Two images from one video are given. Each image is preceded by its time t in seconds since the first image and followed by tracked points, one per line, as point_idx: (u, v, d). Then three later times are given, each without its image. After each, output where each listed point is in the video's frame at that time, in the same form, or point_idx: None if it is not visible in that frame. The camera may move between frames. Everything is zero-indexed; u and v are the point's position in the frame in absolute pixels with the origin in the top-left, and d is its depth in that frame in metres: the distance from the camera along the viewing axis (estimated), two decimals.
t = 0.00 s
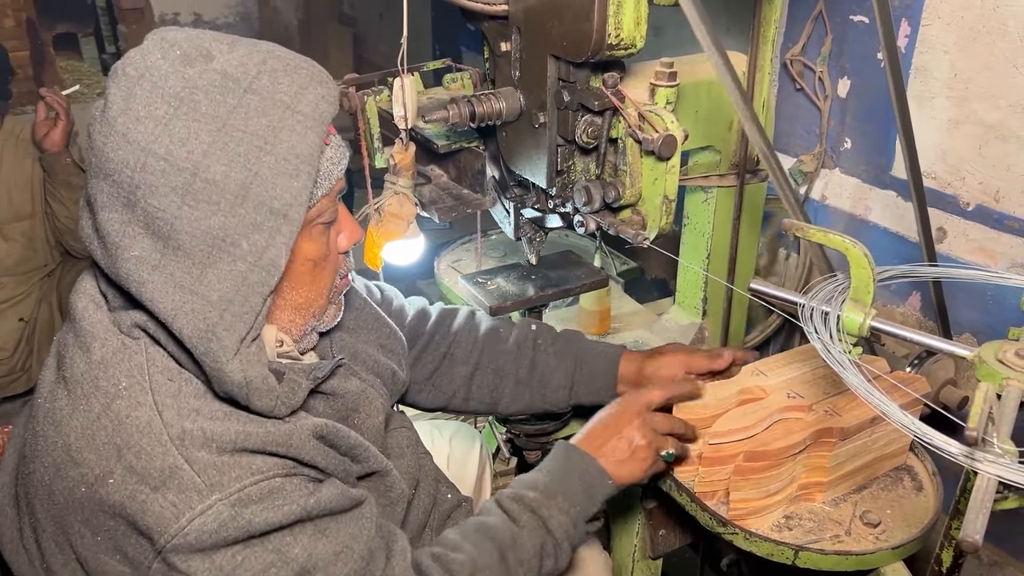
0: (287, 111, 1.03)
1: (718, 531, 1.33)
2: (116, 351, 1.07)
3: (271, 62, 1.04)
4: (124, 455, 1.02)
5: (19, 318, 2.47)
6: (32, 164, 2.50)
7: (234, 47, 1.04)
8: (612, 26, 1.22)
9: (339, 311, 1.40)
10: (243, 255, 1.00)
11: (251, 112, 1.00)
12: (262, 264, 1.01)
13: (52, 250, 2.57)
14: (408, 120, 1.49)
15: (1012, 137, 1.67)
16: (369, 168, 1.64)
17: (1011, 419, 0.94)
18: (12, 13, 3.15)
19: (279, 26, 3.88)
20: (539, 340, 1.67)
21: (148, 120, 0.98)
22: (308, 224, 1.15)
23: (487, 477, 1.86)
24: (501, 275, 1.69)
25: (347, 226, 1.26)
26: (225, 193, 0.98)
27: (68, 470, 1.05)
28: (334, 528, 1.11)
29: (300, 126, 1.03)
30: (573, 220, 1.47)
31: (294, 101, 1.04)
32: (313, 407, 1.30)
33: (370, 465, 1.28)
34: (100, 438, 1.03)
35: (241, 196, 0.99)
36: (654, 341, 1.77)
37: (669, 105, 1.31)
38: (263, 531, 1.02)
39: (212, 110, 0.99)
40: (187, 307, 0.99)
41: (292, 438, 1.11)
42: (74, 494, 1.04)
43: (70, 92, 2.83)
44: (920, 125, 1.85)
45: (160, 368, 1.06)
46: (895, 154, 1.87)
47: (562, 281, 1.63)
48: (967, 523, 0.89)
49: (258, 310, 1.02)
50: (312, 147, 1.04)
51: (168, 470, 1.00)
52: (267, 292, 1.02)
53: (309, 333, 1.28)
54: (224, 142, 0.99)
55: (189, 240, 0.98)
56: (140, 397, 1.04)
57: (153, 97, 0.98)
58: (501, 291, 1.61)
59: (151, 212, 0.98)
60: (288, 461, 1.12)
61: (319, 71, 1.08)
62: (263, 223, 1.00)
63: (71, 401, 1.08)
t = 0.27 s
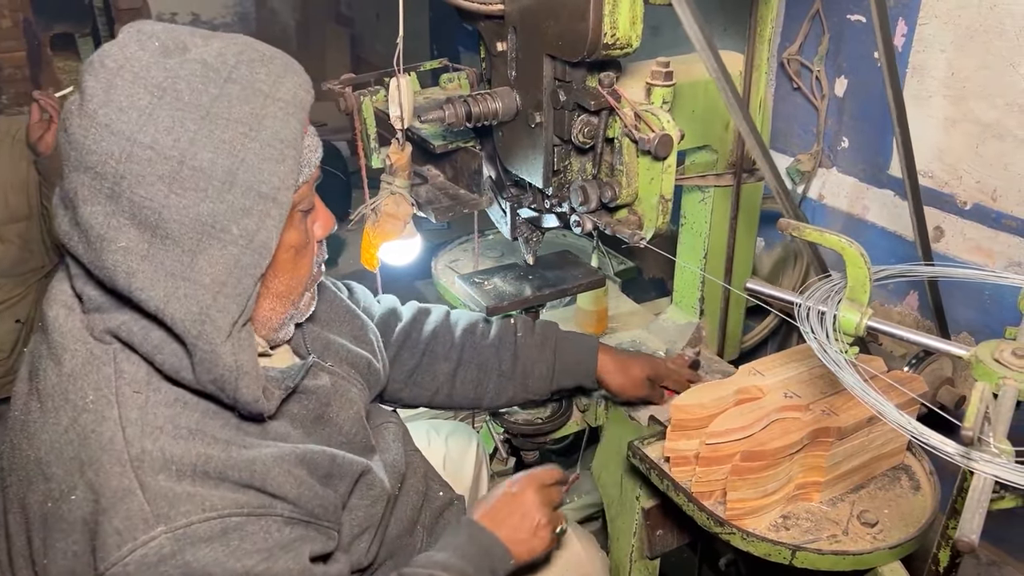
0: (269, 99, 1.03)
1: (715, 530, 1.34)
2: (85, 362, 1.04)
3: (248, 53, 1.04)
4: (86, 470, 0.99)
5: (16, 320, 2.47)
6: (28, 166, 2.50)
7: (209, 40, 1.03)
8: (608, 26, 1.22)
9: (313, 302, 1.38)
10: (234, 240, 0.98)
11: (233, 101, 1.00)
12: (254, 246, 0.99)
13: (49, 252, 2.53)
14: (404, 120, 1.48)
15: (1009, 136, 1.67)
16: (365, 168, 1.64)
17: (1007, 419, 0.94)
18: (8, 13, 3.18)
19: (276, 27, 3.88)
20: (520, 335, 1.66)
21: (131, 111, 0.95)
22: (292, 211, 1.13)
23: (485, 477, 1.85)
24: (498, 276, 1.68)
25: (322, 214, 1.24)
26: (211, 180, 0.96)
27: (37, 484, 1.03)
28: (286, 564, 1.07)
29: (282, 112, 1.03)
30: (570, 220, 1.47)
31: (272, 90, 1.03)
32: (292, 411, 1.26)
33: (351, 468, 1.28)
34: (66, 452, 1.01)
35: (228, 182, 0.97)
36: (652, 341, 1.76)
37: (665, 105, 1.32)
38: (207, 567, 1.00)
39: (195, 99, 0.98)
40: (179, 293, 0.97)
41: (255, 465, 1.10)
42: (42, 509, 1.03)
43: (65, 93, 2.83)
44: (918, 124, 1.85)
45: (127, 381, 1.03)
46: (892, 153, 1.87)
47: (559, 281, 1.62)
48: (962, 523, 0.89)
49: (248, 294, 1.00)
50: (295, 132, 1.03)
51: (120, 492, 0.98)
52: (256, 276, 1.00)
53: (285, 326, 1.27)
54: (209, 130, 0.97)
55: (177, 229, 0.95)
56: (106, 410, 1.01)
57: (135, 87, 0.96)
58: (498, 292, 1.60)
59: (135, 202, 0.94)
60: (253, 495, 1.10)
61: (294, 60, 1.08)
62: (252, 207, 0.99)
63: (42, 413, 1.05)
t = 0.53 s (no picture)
0: (241, 85, 0.98)
1: (711, 528, 1.34)
2: (45, 372, 0.94)
3: (210, 41, 0.98)
4: (50, 479, 0.93)
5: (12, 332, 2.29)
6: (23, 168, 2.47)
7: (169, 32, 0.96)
8: (603, 24, 1.22)
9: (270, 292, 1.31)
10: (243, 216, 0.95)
11: (214, 87, 0.95)
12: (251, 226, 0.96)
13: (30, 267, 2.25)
14: (400, 118, 1.48)
15: (1005, 134, 1.67)
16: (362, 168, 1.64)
17: (1000, 416, 0.95)
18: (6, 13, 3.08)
19: (274, 26, 3.85)
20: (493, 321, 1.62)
21: (100, 96, 0.88)
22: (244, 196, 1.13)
23: (483, 477, 1.85)
24: (495, 274, 1.66)
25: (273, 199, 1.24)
26: (214, 162, 0.92)
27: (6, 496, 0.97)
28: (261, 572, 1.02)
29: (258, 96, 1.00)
30: (566, 218, 1.47)
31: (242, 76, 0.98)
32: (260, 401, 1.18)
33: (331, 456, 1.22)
34: (30, 462, 0.94)
35: (228, 163, 0.94)
36: (649, 340, 1.76)
37: (661, 103, 1.32)
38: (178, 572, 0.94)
39: (182, 88, 0.92)
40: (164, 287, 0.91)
41: (224, 464, 1.02)
42: (11, 520, 0.97)
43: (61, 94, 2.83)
44: (914, 123, 1.85)
45: (91, 386, 0.94)
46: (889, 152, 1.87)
47: (556, 279, 1.62)
48: (956, 520, 0.88)
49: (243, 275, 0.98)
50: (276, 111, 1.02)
51: (86, 499, 0.92)
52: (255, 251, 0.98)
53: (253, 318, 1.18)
54: (204, 114, 0.93)
55: (187, 213, 0.90)
56: (68, 419, 0.93)
57: (124, 79, 0.89)
58: (494, 291, 1.59)
59: (95, 185, 0.87)
60: (224, 497, 1.02)
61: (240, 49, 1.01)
62: (254, 184, 0.96)
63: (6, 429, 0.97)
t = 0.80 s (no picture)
0: (160, 85, 0.97)
1: (700, 527, 1.34)
2: (32, 354, 0.96)
3: (133, 40, 0.97)
4: (67, 437, 0.94)
5: None
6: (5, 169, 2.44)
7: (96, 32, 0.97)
8: (591, 22, 1.22)
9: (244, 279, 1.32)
10: (142, 229, 0.95)
11: (121, 89, 0.95)
12: (163, 233, 0.96)
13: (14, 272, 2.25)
14: (386, 116, 1.46)
15: (990, 132, 1.68)
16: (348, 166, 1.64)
17: (989, 415, 0.95)
18: None
19: (259, 23, 3.94)
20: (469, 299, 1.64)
21: (20, 114, 0.91)
22: (202, 189, 1.10)
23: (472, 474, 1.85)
24: (483, 273, 1.64)
25: (239, 191, 1.23)
26: (113, 172, 0.93)
27: (14, 476, 0.95)
28: (292, 431, 1.08)
29: (174, 95, 0.98)
30: (553, 217, 1.46)
31: (164, 73, 0.98)
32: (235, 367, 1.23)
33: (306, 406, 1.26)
34: (39, 433, 0.95)
35: (128, 172, 0.94)
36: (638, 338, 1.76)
37: (649, 102, 1.31)
38: (222, 467, 0.99)
39: (84, 94, 0.93)
40: (100, 288, 0.94)
41: (226, 373, 1.06)
42: (30, 495, 0.95)
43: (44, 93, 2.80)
44: (900, 120, 1.85)
45: (78, 353, 0.97)
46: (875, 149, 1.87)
47: (544, 277, 1.61)
48: (946, 519, 0.88)
49: (167, 281, 0.98)
50: (190, 115, 0.99)
51: (113, 438, 0.95)
52: (174, 261, 0.98)
53: (213, 308, 1.24)
54: (101, 121, 0.93)
55: (87, 224, 0.92)
56: (65, 384, 0.96)
57: (20, 89, 0.91)
58: (482, 290, 1.57)
59: (42, 201, 0.91)
60: (230, 400, 1.05)
61: (179, 38, 1.01)
62: (155, 193, 0.96)
63: None
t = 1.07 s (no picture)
0: (195, 88, 0.98)
1: (702, 529, 1.34)
2: (41, 345, 0.96)
3: (173, 43, 0.99)
4: (68, 432, 0.94)
5: None
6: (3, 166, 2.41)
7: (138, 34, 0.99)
8: (592, 23, 1.21)
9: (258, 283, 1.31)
10: (163, 223, 0.94)
11: (159, 89, 0.96)
12: (184, 229, 0.95)
13: None
14: (387, 117, 1.46)
15: (991, 133, 1.68)
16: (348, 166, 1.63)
17: (992, 417, 0.95)
18: None
19: (259, 23, 3.86)
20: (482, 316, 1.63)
21: (60, 102, 0.91)
22: (223, 192, 1.10)
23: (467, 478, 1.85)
24: (484, 275, 1.64)
25: (257, 198, 1.23)
26: (141, 166, 0.93)
27: (20, 464, 0.95)
28: (286, 481, 1.04)
29: (206, 98, 0.98)
30: (555, 218, 1.46)
31: (199, 77, 0.99)
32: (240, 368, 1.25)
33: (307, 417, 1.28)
34: (43, 424, 0.94)
35: (156, 167, 0.94)
36: (638, 338, 1.76)
37: (650, 103, 1.32)
38: (211, 497, 0.96)
39: (120, 89, 0.94)
40: (115, 278, 0.93)
41: (229, 395, 1.06)
42: (32, 485, 0.95)
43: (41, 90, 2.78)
44: (902, 121, 1.85)
45: (87, 345, 0.97)
46: (877, 150, 1.87)
47: (545, 279, 1.61)
48: (948, 522, 0.88)
49: (184, 274, 0.97)
50: (220, 118, 0.99)
51: (111, 439, 0.93)
52: (191, 256, 0.97)
53: (222, 312, 1.21)
54: (135, 117, 0.94)
55: (109, 213, 0.92)
56: (72, 376, 0.95)
57: (62, 79, 0.92)
58: (482, 291, 1.57)
59: (67, 189, 0.90)
60: (232, 422, 1.05)
61: (220, 49, 1.03)
62: (180, 190, 0.95)
63: None
